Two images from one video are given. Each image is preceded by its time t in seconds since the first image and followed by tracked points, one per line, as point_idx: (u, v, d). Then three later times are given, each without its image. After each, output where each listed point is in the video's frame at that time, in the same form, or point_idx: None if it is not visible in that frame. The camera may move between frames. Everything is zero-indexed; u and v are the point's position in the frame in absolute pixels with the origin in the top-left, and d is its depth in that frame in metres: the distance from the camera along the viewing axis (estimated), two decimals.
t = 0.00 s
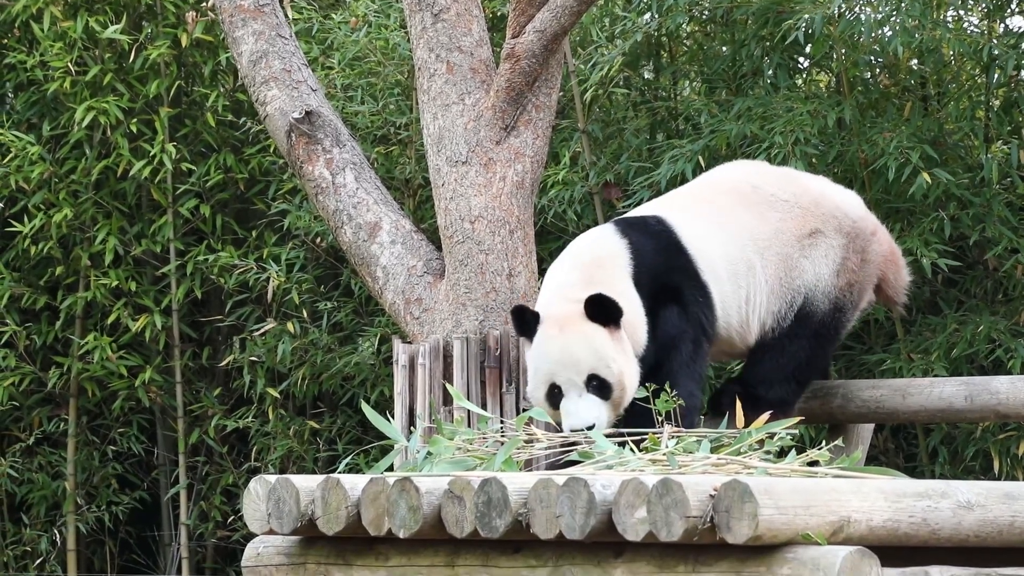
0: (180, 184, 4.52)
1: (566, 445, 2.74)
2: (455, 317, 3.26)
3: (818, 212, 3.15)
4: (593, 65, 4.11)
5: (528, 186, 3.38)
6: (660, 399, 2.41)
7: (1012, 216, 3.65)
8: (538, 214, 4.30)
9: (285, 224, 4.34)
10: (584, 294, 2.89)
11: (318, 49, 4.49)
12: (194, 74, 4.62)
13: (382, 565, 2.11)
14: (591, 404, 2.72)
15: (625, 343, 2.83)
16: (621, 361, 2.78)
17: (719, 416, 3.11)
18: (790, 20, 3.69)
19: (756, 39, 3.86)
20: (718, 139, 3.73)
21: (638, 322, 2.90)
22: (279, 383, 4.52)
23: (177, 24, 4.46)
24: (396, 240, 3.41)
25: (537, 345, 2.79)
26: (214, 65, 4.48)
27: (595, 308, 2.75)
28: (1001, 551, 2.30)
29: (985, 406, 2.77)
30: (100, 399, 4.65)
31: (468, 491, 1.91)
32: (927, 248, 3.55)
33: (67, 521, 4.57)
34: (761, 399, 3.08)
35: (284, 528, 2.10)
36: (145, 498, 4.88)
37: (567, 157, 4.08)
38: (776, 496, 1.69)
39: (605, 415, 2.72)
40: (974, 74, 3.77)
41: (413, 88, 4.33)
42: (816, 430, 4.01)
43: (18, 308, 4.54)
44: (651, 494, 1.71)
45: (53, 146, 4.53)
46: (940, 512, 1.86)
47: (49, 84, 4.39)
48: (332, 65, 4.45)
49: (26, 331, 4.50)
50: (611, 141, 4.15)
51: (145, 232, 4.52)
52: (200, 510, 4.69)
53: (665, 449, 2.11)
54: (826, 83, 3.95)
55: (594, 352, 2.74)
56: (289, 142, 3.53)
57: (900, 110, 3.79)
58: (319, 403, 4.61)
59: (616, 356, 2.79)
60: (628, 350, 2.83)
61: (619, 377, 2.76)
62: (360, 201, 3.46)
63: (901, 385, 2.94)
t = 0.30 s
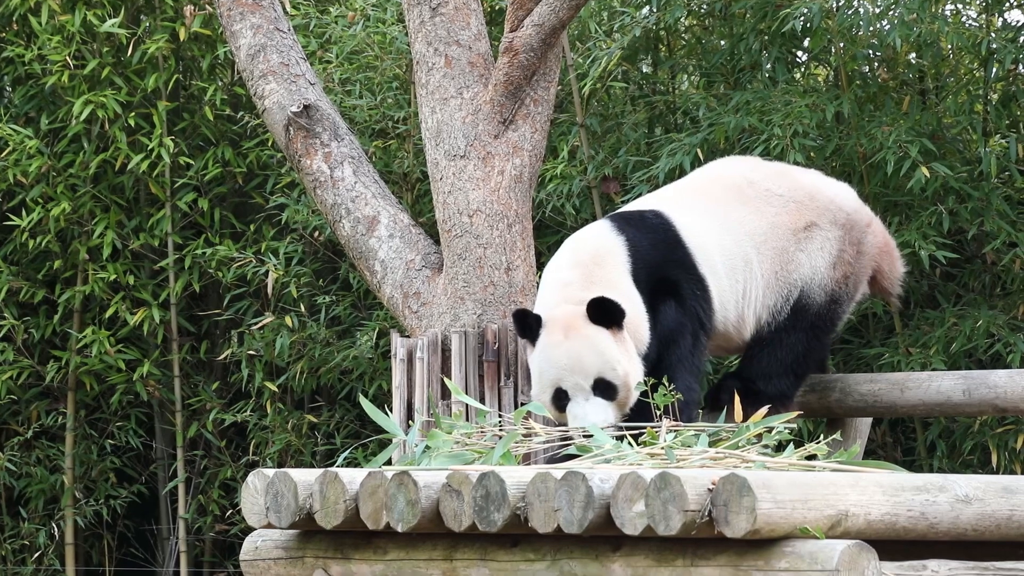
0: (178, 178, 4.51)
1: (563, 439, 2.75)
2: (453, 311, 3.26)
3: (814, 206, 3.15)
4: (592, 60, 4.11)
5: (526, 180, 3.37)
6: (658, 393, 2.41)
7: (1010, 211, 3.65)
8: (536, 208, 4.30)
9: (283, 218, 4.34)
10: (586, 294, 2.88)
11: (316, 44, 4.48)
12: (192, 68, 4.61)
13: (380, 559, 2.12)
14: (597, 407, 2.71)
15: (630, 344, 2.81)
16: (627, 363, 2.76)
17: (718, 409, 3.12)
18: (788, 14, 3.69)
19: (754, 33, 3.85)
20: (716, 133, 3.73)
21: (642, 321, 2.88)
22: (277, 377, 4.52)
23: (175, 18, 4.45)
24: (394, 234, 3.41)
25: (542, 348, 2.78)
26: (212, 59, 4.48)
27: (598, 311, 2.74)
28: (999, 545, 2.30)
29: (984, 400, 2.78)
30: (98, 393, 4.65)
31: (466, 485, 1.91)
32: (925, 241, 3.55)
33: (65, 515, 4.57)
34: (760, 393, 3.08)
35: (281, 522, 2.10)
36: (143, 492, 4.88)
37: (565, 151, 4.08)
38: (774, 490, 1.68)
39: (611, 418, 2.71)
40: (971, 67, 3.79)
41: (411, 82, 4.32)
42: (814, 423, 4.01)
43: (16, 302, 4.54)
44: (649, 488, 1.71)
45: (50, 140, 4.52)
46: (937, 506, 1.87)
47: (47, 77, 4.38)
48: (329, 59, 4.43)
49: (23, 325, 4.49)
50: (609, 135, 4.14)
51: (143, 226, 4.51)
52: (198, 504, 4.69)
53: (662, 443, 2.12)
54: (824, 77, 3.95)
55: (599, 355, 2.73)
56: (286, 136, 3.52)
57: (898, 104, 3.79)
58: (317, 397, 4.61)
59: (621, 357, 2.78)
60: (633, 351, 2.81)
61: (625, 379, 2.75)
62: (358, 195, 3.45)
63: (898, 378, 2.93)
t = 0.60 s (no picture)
0: (176, 172, 4.51)
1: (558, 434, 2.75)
2: (451, 305, 3.26)
3: (806, 201, 3.13)
4: (590, 54, 4.11)
5: (524, 174, 3.37)
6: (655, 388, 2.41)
7: (1008, 205, 3.65)
8: (534, 202, 4.30)
9: (281, 212, 4.33)
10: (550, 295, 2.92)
11: (314, 38, 4.47)
12: (190, 63, 4.60)
13: (378, 553, 2.12)
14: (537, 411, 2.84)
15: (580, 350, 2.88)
16: (570, 371, 2.84)
17: (713, 404, 3.09)
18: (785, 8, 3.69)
19: (752, 27, 3.84)
20: (714, 127, 3.73)
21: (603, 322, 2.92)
22: (275, 371, 4.52)
23: (173, 12, 4.44)
24: (392, 228, 3.41)
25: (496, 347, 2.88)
26: (209, 53, 4.47)
27: (545, 320, 2.79)
28: (997, 539, 2.31)
29: (981, 394, 2.77)
30: (95, 387, 4.65)
31: (464, 479, 1.91)
32: (922, 234, 3.54)
33: (62, 509, 4.57)
34: (757, 387, 3.05)
35: (280, 516, 2.11)
36: (141, 486, 4.88)
37: (563, 145, 4.08)
38: (772, 484, 1.68)
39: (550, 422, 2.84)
40: (970, 62, 3.78)
41: (409, 77, 4.32)
42: (812, 418, 4.02)
43: (13, 296, 4.53)
44: (647, 483, 1.71)
45: (48, 134, 4.51)
46: (936, 500, 1.87)
47: (45, 71, 4.37)
48: (326, 54, 4.41)
49: (21, 319, 4.49)
50: (607, 129, 4.14)
51: (141, 220, 4.51)
52: (196, 499, 4.69)
53: (660, 438, 2.12)
54: (822, 72, 3.95)
55: (541, 364, 2.81)
56: (284, 130, 3.52)
57: (896, 98, 3.79)
58: (314, 391, 4.61)
59: (567, 364, 2.86)
60: (581, 357, 2.88)
61: (566, 388, 2.83)
62: (355, 189, 3.45)
63: (897, 373, 2.95)
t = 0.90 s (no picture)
0: (173, 167, 4.51)
1: (556, 429, 2.76)
2: (448, 300, 3.26)
3: (796, 196, 3.01)
4: (587, 49, 4.09)
5: (521, 169, 3.37)
6: (652, 382, 2.41)
7: (1005, 200, 3.65)
8: (532, 198, 4.30)
9: (278, 208, 4.33)
10: (514, 294, 2.95)
11: (311, 33, 4.47)
12: (188, 57, 4.59)
13: (376, 548, 2.13)
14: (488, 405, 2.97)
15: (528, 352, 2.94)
16: (512, 373, 2.92)
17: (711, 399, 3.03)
18: (783, 3, 3.69)
19: (749, 22, 3.85)
20: (711, 121, 3.73)
21: (560, 326, 2.93)
22: (272, 366, 4.52)
23: (169, 7, 4.43)
24: (389, 223, 3.40)
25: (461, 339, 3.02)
26: (207, 48, 4.47)
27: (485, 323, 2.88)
28: (993, 535, 2.32)
29: (978, 389, 2.77)
30: (93, 382, 4.65)
31: (461, 475, 1.91)
32: (919, 228, 3.54)
33: (60, 504, 4.57)
34: (752, 382, 2.97)
35: (277, 512, 2.11)
36: (138, 482, 4.88)
37: (561, 141, 4.08)
38: (769, 479, 1.69)
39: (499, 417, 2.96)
40: (967, 57, 3.79)
41: (406, 72, 4.31)
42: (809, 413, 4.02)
43: (11, 291, 4.53)
44: (644, 478, 1.72)
45: (45, 129, 4.50)
46: (933, 495, 1.88)
47: (42, 66, 4.36)
48: (324, 49, 4.41)
49: (18, 314, 4.48)
50: (605, 124, 4.14)
51: (138, 216, 4.51)
52: (193, 494, 4.69)
53: (658, 433, 2.12)
54: (819, 67, 3.95)
55: (483, 364, 2.92)
56: (281, 126, 3.51)
57: (893, 93, 3.79)
58: (312, 386, 4.62)
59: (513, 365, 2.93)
60: (527, 360, 2.93)
61: (507, 389, 2.92)
62: (353, 184, 3.45)
63: (893, 367, 2.92)
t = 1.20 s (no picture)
0: (172, 163, 4.50)
1: (555, 425, 2.76)
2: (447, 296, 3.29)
3: (783, 190, 2.92)
4: (585, 45, 4.09)
5: (520, 165, 3.37)
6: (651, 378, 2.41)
7: (1003, 196, 3.65)
8: (530, 194, 4.30)
9: (276, 204, 4.32)
10: (492, 298, 3.08)
11: (309, 29, 4.47)
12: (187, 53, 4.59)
13: (374, 544, 2.13)
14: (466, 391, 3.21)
15: (496, 353, 3.11)
16: (480, 372, 3.12)
17: (709, 395, 2.96)
18: None
19: (748, 18, 3.84)
20: (709, 117, 3.73)
21: (529, 330, 3.06)
22: (271, 362, 4.52)
23: (168, 3, 4.43)
24: (388, 219, 3.40)
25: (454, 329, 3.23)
26: (205, 44, 4.46)
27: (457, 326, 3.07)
28: (992, 530, 2.32)
29: (978, 385, 2.71)
30: (91, 378, 4.65)
31: (460, 471, 1.92)
32: (917, 225, 3.53)
33: (58, 501, 4.56)
34: (750, 378, 2.90)
35: (276, 508, 2.11)
36: (137, 478, 4.88)
37: (559, 137, 4.08)
38: (767, 475, 1.69)
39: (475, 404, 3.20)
40: (965, 53, 3.80)
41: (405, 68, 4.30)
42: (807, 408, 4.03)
43: (9, 288, 4.53)
44: (643, 474, 1.72)
45: (44, 125, 4.50)
46: (931, 491, 1.88)
47: (40, 62, 4.36)
48: (323, 45, 4.41)
49: (17, 310, 4.48)
50: (603, 121, 4.14)
51: (137, 212, 4.50)
52: (192, 490, 4.69)
53: (656, 429, 2.12)
54: (818, 63, 3.95)
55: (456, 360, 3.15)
56: (280, 122, 3.51)
57: (892, 89, 3.79)
58: (311, 383, 4.62)
59: (483, 365, 3.12)
60: (494, 361, 3.11)
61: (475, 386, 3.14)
62: (351, 180, 3.45)
63: (891, 363, 2.87)
